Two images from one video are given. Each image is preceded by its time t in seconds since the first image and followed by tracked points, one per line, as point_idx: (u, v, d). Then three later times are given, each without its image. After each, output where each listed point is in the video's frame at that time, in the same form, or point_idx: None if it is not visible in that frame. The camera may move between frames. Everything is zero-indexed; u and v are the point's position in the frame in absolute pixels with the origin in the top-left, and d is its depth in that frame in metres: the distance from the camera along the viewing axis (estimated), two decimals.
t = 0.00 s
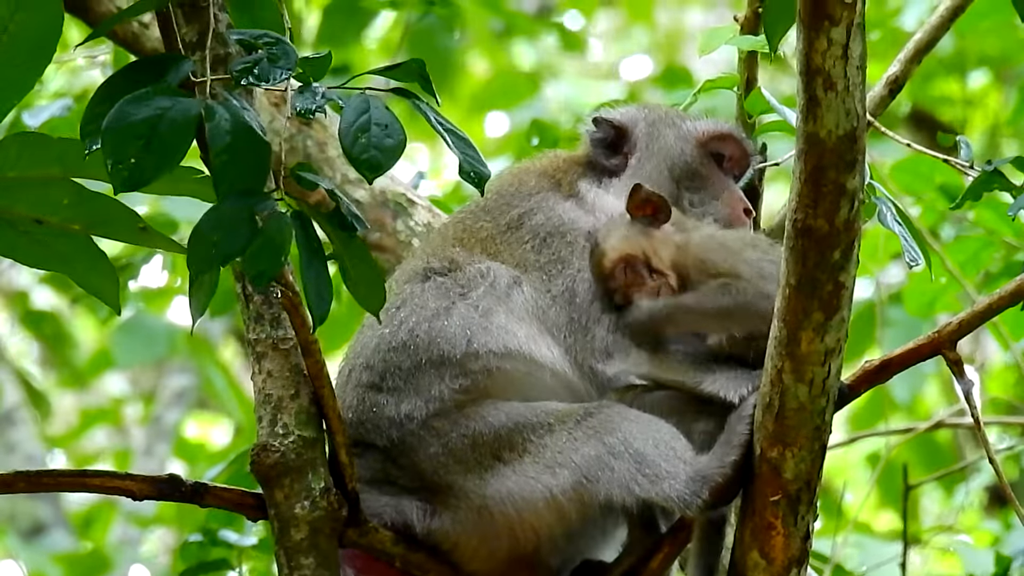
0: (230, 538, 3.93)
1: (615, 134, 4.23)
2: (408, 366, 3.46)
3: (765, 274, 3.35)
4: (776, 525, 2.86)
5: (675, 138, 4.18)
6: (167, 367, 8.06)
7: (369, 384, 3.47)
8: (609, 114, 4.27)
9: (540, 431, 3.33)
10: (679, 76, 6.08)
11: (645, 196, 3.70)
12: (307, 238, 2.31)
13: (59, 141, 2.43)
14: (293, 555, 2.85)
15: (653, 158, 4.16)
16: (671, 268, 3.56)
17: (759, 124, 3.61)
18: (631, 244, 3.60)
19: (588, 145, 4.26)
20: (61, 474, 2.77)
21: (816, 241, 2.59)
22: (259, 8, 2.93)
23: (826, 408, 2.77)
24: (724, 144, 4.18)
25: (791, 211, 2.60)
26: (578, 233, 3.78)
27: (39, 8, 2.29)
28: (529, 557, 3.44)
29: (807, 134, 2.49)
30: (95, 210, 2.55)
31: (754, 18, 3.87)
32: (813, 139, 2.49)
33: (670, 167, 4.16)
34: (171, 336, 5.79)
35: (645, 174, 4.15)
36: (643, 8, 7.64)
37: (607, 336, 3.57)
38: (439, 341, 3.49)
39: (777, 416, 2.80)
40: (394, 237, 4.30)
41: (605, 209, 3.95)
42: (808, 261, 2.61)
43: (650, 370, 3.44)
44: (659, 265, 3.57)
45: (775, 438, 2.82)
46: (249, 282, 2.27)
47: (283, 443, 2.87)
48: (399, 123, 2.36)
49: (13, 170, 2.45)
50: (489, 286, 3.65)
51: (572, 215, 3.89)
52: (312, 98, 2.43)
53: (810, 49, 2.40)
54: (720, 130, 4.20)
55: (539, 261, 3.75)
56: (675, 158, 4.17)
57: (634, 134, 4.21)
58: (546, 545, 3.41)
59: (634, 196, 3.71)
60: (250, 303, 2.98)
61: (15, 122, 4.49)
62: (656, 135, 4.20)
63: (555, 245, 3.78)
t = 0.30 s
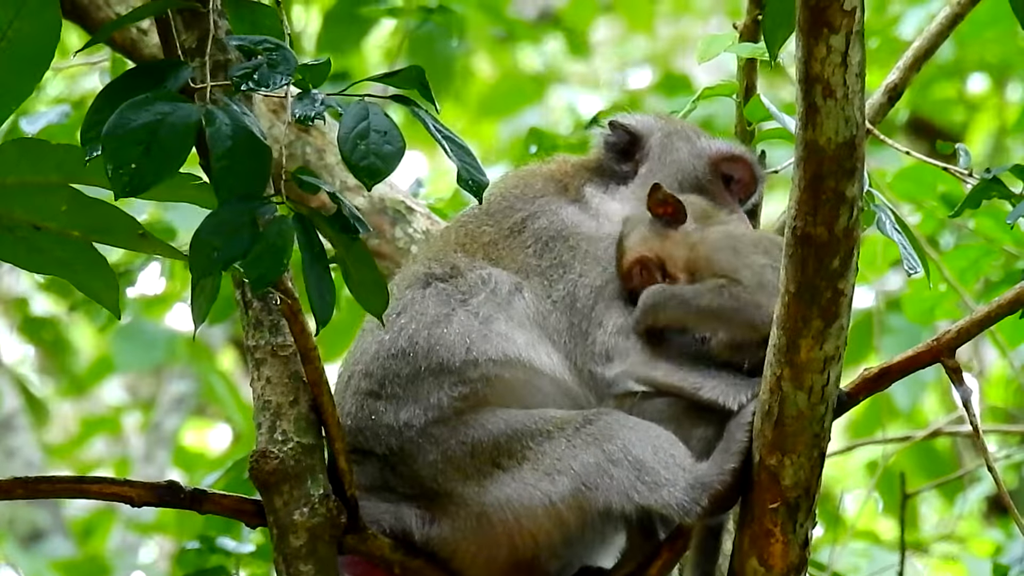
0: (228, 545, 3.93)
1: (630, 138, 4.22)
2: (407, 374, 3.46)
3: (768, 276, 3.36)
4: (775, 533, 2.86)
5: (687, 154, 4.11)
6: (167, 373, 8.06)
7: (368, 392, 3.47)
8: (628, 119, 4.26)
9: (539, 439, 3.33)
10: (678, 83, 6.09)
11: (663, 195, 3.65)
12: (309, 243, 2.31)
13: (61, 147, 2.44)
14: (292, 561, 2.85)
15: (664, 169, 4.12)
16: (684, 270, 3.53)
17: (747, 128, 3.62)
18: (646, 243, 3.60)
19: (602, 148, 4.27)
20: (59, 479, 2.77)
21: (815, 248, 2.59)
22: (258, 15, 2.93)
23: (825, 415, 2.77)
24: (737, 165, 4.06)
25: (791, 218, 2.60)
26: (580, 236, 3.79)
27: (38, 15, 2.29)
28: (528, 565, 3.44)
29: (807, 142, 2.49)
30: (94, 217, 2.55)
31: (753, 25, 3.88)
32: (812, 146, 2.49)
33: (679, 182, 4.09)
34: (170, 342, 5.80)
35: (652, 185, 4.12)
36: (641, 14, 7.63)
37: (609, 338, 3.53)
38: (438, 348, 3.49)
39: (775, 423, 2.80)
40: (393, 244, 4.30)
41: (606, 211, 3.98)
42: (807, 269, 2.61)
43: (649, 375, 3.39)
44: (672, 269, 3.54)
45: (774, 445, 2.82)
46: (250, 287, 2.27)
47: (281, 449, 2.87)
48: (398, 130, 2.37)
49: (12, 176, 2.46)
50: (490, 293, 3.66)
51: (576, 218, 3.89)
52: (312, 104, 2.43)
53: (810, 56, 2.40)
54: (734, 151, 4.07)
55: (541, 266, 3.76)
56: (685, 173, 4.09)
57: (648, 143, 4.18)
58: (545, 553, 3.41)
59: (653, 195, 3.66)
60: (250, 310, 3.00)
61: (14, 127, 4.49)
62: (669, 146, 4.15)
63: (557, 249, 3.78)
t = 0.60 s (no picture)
0: (228, 549, 3.92)
1: (655, 155, 4.16)
2: (409, 376, 3.46)
3: (763, 276, 3.31)
4: (775, 538, 2.86)
5: (710, 178, 4.07)
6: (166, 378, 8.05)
7: (370, 395, 3.47)
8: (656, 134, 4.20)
9: (538, 444, 3.32)
10: (676, 88, 6.09)
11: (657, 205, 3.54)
12: (307, 249, 2.32)
13: (61, 149, 2.44)
14: (291, 566, 2.84)
15: (685, 189, 4.07)
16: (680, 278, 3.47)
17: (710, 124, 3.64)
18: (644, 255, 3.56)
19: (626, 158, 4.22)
20: (59, 484, 2.77)
21: (815, 253, 2.59)
22: (258, 21, 2.93)
23: (824, 421, 2.77)
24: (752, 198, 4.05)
25: (791, 223, 2.60)
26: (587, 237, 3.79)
27: (36, 19, 2.29)
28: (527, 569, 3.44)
29: (806, 147, 2.49)
30: (94, 219, 2.55)
31: (753, 30, 3.88)
32: (812, 152, 2.49)
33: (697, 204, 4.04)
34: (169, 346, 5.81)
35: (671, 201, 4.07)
36: (640, 19, 7.52)
37: (612, 335, 3.54)
38: (441, 349, 3.49)
39: (775, 429, 2.80)
40: (393, 249, 4.29)
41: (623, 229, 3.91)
42: (807, 274, 2.61)
43: (648, 377, 3.39)
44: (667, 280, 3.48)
45: (773, 450, 2.82)
46: (249, 292, 2.27)
47: (281, 454, 2.87)
48: (398, 135, 2.37)
49: (12, 179, 2.46)
50: (495, 294, 3.66)
51: (587, 223, 3.90)
52: (311, 109, 2.43)
53: (810, 61, 2.40)
54: (754, 186, 4.07)
55: (547, 267, 3.75)
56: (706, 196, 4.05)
57: (673, 161, 4.14)
58: (544, 558, 3.40)
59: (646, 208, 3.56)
60: (249, 314, 2.98)
61: (14, 131, 4.49)
62: (694, 168, 4.10)
63: (565, 250, 3.79)
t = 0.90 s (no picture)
0: (229, 553, 3.92)
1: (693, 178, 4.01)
2: (415, 376, 3.45)
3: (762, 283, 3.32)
4: (776, 543, 2.86)
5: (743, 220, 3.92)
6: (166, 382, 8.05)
7: (375, 397, 3.45)
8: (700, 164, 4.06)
9: (540, 448, 3.30)
10: (677, 92, 6.08)
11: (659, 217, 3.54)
12: (310, 251, 2.32)
13: (61, 160, 2.42)
14: (292, 569, 2.84)
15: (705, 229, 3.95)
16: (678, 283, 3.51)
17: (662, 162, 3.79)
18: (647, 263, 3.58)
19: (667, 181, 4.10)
20: (60, 487, 2.77)
21: (816, 258, 2.59)
22: (258, 23, 2.87)
23: (825, 426, 2.77)
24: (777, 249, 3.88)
25: (792, 227, 2.60)
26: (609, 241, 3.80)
27: (40, 26, 2.30)
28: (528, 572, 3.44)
29: (808, 152, 2.49)
30: (94, 228, 2.55)
31: (756, 34, 3.88)
32: (814, 157, 2.49)
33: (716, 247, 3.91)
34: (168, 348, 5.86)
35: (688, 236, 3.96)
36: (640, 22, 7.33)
37: (618, 335, 3.51)
38: (447, 347, 3.48)
39: (776, 433, 2.80)
40: (395, 252, 4.30)
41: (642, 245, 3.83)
42: (809, 279, 2.61)
43: (652, 378, 3.37)
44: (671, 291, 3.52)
45: (775, 455, 2.82)
46: (251, 296, 2.28)
47: (282, 457, 2.87)
48: (400, 138, 2.37)
49: (12, 186, 2.44)
50: (506, 292, 3.64)
51: (609, 231, 3.90)
52: (313, 113, 2.43)
53: (812, 66, 2.40)
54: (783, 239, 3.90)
55: (562, 268, 3.75)
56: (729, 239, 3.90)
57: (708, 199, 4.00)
58: (545, 564, 3.41)
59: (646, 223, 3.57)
60: (251, 319, 3.01)
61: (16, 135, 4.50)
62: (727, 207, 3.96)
63: (583, 252, 3.79)
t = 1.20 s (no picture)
0: (237, 555, 3.93)
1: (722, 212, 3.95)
2: (427, 375, 3.44)
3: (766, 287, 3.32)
4: (783, 546, 2.86)
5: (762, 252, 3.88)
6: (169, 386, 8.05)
7: (385, 398, 3.44)
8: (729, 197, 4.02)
9: (547, 451, 3.30)
10: (681, 96, 6.07)
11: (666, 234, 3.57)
12: (318, 254, 2.33)
13: (68, 161, 2.39)
14: (297, 573, 2.84)
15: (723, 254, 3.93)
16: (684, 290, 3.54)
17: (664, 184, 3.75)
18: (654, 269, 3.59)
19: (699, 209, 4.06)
20: (67, 489, 2.76)
21: (824, 262, 2.59)
22: (265, 26, 2.85)
23: (832, 430, 2.77)
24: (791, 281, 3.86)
25: (800, 231, 2.60)
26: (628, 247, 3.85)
27: (48, 29, 2.29)
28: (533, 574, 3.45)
29: (816, 156, 2.49)
30: (102, 230, 2.54)
31: (763, 38, 3.88)
32: (822, 161, 2.49)
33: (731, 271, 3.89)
34: (171, 350, 5.83)
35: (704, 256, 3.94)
36: (644, 27, 7.23)
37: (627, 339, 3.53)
38: (461, 347, 3.48)
39: (783, 437, 2.80)
40: (402, 256, 4.30)
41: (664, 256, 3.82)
42: (816, 283, 2.61)
43: (662, 379, 3.37)
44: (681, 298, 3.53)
45: (782, 459, 2.82)
46: (258, 299, 2.29)
47: (289, 460, 2.87)
48: (407, 142, 2.37)
49: (19, 189, 2.42)
50: (522, 296, 3.66)
51: (630, 237, 3.95)
52: (321, 116, 2.43)
53: (820, 70, 2.41)
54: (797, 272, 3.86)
55: (580, 274, 3.79)
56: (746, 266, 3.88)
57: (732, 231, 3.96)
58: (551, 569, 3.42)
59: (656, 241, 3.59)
60: (258, 321, 3.00)
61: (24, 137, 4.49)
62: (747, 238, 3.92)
63: (602, 258, 3.83)
